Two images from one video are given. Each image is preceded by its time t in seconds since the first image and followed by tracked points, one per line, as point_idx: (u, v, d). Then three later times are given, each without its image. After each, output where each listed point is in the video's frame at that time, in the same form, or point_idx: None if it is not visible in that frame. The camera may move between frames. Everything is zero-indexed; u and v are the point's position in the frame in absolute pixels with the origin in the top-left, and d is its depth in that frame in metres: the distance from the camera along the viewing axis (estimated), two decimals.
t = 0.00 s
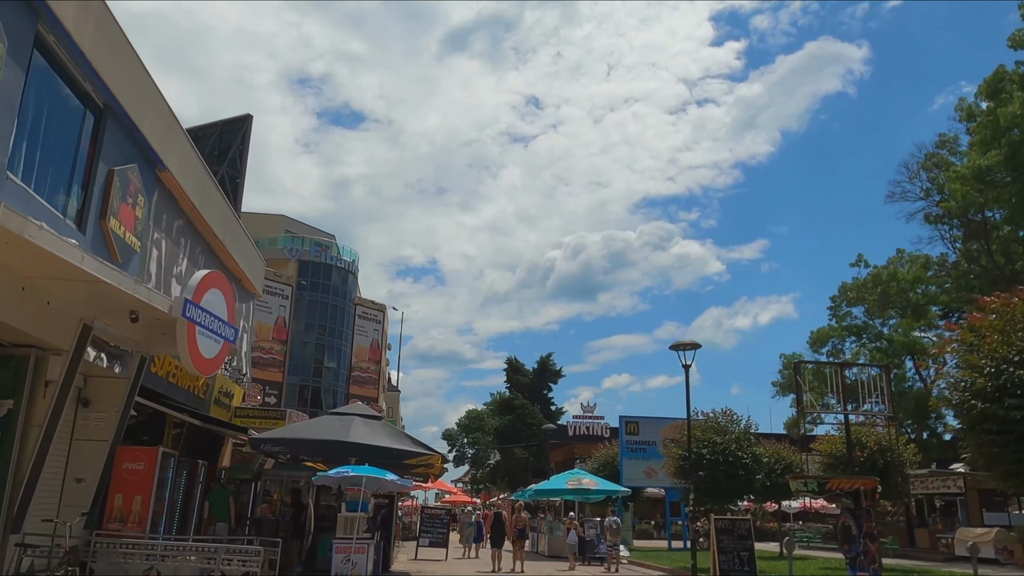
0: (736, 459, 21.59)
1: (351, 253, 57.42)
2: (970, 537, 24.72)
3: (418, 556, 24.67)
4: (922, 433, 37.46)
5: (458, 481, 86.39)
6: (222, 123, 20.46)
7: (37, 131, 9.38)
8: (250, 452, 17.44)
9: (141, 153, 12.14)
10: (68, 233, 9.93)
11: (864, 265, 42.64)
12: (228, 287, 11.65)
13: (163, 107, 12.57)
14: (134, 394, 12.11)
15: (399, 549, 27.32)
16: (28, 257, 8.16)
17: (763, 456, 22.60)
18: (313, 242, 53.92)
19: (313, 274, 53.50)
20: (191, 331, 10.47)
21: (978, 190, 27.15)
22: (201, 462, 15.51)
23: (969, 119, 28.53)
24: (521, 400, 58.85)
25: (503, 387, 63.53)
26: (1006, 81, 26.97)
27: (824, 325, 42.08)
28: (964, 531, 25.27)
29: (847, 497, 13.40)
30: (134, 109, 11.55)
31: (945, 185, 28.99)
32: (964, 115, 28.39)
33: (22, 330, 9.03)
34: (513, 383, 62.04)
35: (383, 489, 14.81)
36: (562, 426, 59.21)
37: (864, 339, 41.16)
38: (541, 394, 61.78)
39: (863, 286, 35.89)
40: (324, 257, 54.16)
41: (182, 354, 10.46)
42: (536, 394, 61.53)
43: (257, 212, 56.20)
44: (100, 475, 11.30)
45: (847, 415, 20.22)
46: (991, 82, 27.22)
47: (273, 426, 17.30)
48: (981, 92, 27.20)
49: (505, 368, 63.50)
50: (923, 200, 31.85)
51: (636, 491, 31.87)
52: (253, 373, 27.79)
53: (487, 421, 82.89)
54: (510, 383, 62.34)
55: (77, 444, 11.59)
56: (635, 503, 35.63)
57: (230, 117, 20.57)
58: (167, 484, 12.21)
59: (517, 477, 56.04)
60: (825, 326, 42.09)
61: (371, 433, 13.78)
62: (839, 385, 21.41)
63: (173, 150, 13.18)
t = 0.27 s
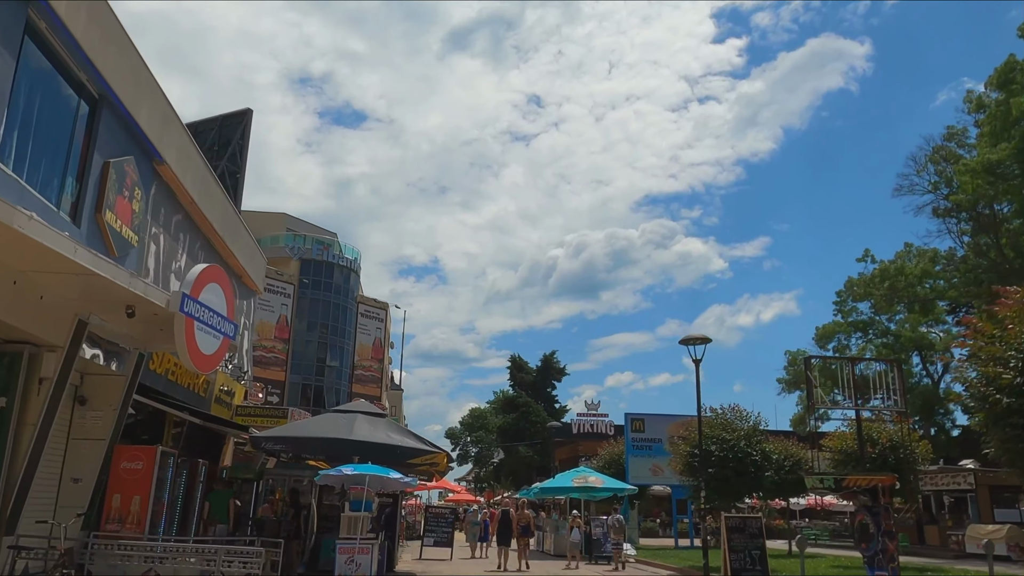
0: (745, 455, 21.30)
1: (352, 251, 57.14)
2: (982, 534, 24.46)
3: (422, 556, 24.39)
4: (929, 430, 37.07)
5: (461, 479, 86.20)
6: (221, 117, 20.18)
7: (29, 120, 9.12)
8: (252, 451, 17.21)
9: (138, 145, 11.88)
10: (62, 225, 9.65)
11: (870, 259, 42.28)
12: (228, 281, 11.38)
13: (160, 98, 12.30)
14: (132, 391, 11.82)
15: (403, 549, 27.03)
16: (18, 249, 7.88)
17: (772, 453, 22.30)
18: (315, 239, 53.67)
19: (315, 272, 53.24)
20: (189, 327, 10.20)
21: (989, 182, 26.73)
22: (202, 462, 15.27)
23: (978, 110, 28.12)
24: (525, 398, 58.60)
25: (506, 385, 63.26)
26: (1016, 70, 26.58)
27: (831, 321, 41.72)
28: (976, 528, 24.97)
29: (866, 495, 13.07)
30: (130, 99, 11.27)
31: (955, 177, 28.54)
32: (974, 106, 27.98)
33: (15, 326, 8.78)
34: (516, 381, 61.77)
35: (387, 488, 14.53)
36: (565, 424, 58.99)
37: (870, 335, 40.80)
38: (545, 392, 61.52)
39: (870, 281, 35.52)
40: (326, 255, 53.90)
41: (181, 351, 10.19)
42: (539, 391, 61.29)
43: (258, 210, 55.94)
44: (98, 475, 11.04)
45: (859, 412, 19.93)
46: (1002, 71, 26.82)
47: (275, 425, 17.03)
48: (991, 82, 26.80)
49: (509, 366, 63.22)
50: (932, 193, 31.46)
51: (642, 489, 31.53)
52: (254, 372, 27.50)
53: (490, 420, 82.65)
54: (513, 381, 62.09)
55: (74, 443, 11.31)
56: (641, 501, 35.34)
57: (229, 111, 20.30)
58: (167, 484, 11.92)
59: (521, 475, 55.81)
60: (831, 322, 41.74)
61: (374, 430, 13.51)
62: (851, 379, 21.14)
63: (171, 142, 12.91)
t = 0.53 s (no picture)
0: (754, 451, 21.00)
1: (354, 247, 56.86)
2: (993, 531, 24.20)
3: (426, 555, 24.13)
4: (937, 425, 36.72)
5: (465, 477, 86.04)
6: (221, 110, 19.91)
7: (19, 106, 8.82)
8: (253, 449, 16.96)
9: (134, 135, 11.60)
10: (56, 215, 9.38)
11: (876, 253, 41.92)
12: (227, 273, 11.11)
13: (156, 86, 12.01)
14: (130, 387, 11.55)
15: (407, 547, 26.77)
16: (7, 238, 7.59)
17: (782, 448, 22.04)
18: (317, 236, 53.41)
19: (317, 269, 52.98)
20: (187, 320, 9.92)
21: (1001, 174, 26.33)
22: (203, 459, 15.00)
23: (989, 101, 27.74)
24: (528, 395, 58.35)
25: (510, 382, 63.00)
26: None
27: (837, 316, 41.40)
28: (987, 524, 24.72)
29: (882, 491, 12.89)
30: (126, 87, 10.99)
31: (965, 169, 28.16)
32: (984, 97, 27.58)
33: (7, 319, 8.51)
34: (519, 378, 61.51)
35: (392, 486, 14.26)
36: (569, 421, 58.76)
37: (877, 330, 40.47)
38: (548, 389, 61.26)
39: (877, 276, 35.17)
40: (328, 252, 53.66)
41: (179, 345, 9.92)
42: (543, 388, 61.04)
43: (259, 206, 55.66)
44: (95, 473, 10.78)
45: (871, 406, 19.69)
46: (1013, 61, 26.42)
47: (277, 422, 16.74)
48: (1002, 73, 26.41)
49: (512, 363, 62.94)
50: (941, 186, 31.08)
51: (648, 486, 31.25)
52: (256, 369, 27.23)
53: (493, 417, 82.43)
54: (517, 378, 61.83)
55: (70, 441, 11.04)
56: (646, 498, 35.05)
57: (229, 104, 20.02)
58: (167, 482, 11.65)
59: (525, 473, 55.58)
60: (838, 317, 41.41)
61: (378, 427, 13.24)
62: (861, 373, 20.85)
63: (168, 132, 12.62)
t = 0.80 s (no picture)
0: (762, 447, 20.74)
1: (356, 243, 56.62)
2: (1001, 527, 23.97)
3: (429, 551, 23.89)
4: (943, 421, 36.43)
5: (466, 473, 85.94)
6: (221, 101, 19.65)
7: (10, 90, 8.55)
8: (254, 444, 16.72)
9: (130, 122, 11.32)
10: (49, 203, 9.11)
11: (881, 247, 41.61)
12: (225, 264, 10.86)
13: (153, 73, 11.73)
14: (126, 381, 11.29)
15: (410, 543, 26.54)
16: None
17: (789, 443, 21.79)
18: (318, 232, 53.17)
19: (318, 265, 52.74)
20: (184, 311, 9.66)
21: (1010, 167, 26.00)
22: (202, 455, 14.77)
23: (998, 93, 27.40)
24: (531, 391, 58.14)
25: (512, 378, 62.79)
26: None
27: (842, 311, 41.11)
28: (996, 520, 24.49)
29: (897, 486, 12.68)
30: (122, 73, 10.72)
31: (974, 162, 27.82)
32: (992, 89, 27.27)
33: None
34: (522, 373, 61.29)
35: (394, 482, 14.01)
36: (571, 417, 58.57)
37: (882, 324, 40.20)
38: (551, 384, 61.05)
39: (883, 270, 34.86)
40: (330, 248, 53.42)
41: (176, 337, 9.67)
42: (545, 383, 60.83)
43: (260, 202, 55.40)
44: (91, 468, 10.53)
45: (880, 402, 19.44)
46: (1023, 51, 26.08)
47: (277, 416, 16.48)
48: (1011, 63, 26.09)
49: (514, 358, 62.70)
50: (948, 179, 30.78)
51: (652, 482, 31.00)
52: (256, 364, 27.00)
53: (495, 413, 82.29)
54: (519, 374, 61.60)
55: (66, 435, 10.81)
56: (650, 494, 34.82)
57: (229, 95, 19.75)
58: (165, 477, 11.41)
59: (527, 469, 55.39)
60: (842, 311, 41.13)
61: (380, 421, 12.99)
62: (870, 368, 20.58)
63: (165, 120, 12.34)
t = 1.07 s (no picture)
0: (766, 442, 20.47)
1: (355, 238, 56.33)
2: (1007, 523, 23.71)
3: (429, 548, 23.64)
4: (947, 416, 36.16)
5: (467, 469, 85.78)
6: (217, 90, 19.34)
7: None
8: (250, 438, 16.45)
9: (120, 108, 11.01)
10: (35, 188, 8.81)
11: (884, 242, 41.32)
12: (218, 253, 10.56)
13: (143, 57, 11.41)
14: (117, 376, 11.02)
15: (409, 540, 26.29)
16: None
17: (794, 438, 21.52)
18: (317, 227, 52.90)
19: (317, 260, 52.45)
20: (176, 301, 9.36)
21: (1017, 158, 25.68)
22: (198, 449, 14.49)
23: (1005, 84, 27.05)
24: (531, 386, 57.91)
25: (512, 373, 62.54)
26: None
27: (845, 305, 40.82)
28: (1002, 516, 24.23)
29: (911, 481, 12.53)
30: (111, 57, 10.41)
31: (979, 154, 27.48)
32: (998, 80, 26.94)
33: None
34: (522, 369, 61.03)
35: (394, 477, 13.72)
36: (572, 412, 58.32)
37: (884, 320, 39.94)
38: (551, 380, 60.80)
39: (887, 264, 34.54)
40: (329, 243, 53.13)
41: (167, 327, 9.37)
42: (546, 379, 60.59)
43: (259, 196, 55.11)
44: (80, 462, 10.21)
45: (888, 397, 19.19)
46: None
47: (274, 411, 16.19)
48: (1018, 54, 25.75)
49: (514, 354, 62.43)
50: (953, 171, 30.44)
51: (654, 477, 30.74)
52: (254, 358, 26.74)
53: (495, 409, 82.09)
54: (519, 370, 61.34)
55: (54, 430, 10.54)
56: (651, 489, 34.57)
57: (225, 84, 19.43)
58: (158, 473, 11.11)
59: (528, 465, 55.15)
60: (845, 306, 40.84)
61: (378, 415, 12.70)
62: (876, 362, 20.30)
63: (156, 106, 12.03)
